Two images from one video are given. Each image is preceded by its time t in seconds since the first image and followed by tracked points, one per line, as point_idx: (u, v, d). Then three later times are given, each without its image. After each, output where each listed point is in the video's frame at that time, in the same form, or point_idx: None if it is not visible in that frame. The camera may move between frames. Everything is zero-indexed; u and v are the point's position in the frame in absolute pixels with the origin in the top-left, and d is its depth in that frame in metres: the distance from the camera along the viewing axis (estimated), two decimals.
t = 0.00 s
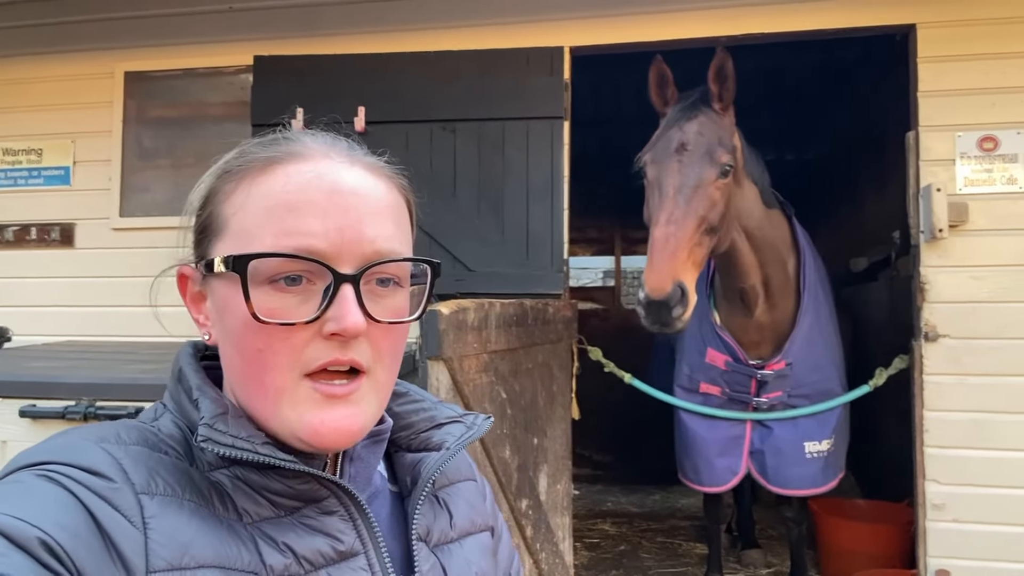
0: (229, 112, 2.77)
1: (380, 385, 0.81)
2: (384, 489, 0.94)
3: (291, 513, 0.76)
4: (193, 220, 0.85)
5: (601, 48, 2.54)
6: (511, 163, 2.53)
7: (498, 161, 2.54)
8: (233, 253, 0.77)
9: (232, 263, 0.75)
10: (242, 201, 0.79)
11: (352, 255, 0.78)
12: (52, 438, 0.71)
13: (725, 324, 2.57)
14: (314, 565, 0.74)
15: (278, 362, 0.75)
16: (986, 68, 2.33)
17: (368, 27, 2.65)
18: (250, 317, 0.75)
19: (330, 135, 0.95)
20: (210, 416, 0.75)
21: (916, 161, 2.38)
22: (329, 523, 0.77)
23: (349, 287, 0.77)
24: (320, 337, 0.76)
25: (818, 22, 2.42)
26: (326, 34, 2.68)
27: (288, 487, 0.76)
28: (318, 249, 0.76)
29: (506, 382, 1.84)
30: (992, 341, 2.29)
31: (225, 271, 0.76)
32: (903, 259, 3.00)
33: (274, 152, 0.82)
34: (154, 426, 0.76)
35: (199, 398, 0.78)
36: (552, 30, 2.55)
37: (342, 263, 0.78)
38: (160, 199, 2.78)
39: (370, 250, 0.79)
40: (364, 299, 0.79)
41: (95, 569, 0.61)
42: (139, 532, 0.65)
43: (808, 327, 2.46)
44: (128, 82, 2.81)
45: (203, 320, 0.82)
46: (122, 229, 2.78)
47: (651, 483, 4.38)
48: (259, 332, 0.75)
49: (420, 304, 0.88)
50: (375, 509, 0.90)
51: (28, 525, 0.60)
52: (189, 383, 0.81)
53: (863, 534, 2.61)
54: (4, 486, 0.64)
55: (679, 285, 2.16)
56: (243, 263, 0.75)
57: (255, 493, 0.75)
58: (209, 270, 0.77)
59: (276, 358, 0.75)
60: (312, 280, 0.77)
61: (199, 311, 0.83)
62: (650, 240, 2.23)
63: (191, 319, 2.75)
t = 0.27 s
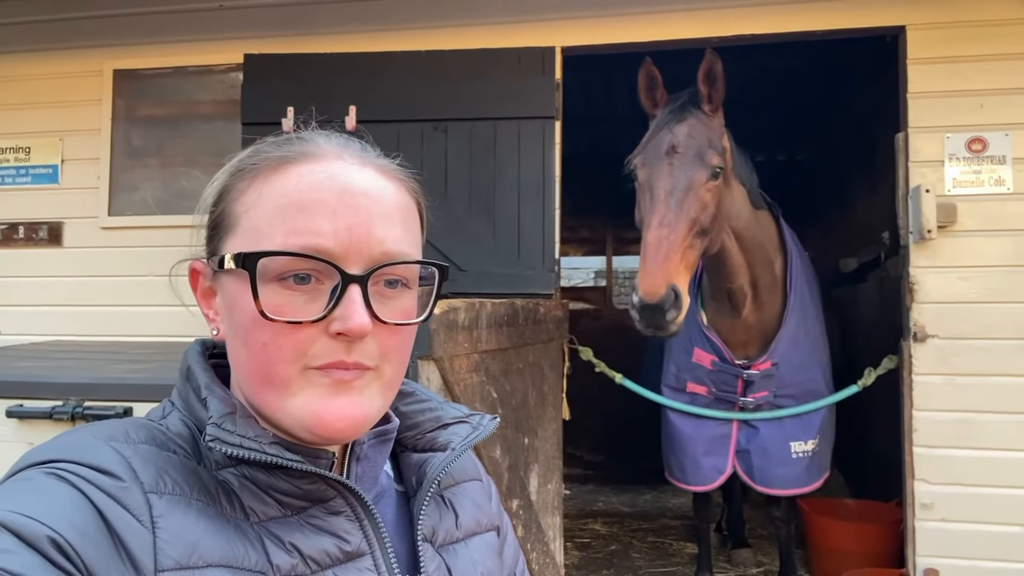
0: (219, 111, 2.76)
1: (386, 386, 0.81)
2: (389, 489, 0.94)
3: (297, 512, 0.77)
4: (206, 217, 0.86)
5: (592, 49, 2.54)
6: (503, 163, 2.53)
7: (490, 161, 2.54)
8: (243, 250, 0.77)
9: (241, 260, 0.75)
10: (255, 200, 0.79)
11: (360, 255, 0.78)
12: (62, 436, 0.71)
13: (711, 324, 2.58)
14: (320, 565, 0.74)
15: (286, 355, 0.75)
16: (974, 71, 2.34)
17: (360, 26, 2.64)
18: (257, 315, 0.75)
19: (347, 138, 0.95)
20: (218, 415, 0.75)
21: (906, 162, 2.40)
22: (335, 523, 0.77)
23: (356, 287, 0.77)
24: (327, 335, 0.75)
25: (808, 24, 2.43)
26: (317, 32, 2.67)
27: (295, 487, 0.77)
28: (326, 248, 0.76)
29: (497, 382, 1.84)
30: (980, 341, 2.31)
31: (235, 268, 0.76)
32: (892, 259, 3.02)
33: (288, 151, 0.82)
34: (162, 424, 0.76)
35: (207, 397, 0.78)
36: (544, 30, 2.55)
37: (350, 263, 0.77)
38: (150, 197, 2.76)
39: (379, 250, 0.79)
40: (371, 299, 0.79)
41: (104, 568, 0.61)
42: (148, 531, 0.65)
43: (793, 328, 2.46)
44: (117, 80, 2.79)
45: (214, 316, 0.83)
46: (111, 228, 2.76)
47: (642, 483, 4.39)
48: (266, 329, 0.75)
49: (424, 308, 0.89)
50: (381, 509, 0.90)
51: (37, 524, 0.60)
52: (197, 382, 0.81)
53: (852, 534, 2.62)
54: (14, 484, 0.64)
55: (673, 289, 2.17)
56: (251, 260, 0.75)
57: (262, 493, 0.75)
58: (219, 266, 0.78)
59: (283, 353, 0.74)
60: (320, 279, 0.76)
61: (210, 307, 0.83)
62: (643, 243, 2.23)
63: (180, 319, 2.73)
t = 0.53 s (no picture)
0: (213, 107, 2.75)
1: (385, 387, 0.80)
2: (396, 491, 0.93)
3: (303, 514, 0.76)
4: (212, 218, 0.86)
5: (588, 46, 2.53)
6: (499, 161, 2.52)
7: (486, 159, 2.53)
8: (243, 248, 0.77)
9: (240, 258, 0.75)
10: (256, 200, 0.79)
11: (359, 254, 0.77)
12: (69, 438, 0.71)
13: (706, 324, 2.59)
14: (326, 568, 0.74)
15: (283, 356, 0.74)
16: (970, 69, 2.34)
17: (355, 22, 2.63)
18: (255, 313, 0.75)
19: (355, 139, 0.95)
20: (225, 417, 0.75)
21: (901, 160, 2.39)
22: (341, 525, 0.77)
23: (355, 286, 0.76)
24: (324, 335, 0.75)
25: (804, 22, 2.43)
26: (312, 29, 2.66)
27: (301, 489, 0.76)
28: (324, 247, 0.76)
29: (492, 380, 1.84)
30: (975, 340, 2.31)
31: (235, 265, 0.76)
32: (888, 257, 3.02)
33: (292, 151, 0.82)
34: (169, 425, 0.76)
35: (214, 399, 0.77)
36: (539, 27, 2.54)
37: (348, 262, 0.77)
38: (144, 194, 2.75)
39: (378, 250, 0.78)
40: (370, 299, 0.78)
41: (110, 568, 0.61)
42: (154, 532, 0.65)
43: (788, 324, 2.46)
44: (110, 76, 2.78)
45: (220, 315, 0.82)
46: (105, 225, 2.75)
47: (638, 481, 4.39)
48: (264, 327, 0.74)
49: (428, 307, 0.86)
50: (387, 511, 0.89)
51: (44, 526, 0.60)
52: (204, 383, 0.80)
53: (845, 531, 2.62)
54: (22, 486, 0.64)
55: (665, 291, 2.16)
56: (250, 258, 0.75)
57: (268, 495, 0.75)
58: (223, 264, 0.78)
59: (279, 353, 0.74)
60: (319, 278, 0.76)
61: (218, 306, 0.83)
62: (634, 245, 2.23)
63: (174, 316, 2.72)
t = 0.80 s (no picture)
0: (207, 103, 2.74)
1: (385, 388, 0.79)
2: (398, 492, 0.93)
3: (306, 515, 0.75)
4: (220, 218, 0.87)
5: (585, 42, 2.52)
6: (494, 157, 2.51)
7: (481, 156, 2.52)
8: (245, 245, 0.76)
9: (241, 254, 0.75)
10: (259, 198, 0.79)
11: (358, 253, 0.77)
12: (71, 438, 0.70)
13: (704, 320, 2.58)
14: (328, 568, 0.73)
15: (281, 350, 0.73)
16: (966, 66, 2.34)
17: (349, 18, 2.62)
18: (254, 310, 0.74)
19: (361, 140, 0.95)
20: (228, 417, 0.74)
21: (897, 157, 2.39)
22: (344, 526, 0.76)
23: (352, 285, 0.76)
24: (322, 333, 0.74)
25: (801, 19, 2.42)
26: (307, 24, 2.64)
27: (304, 489, 0.75)
28: (323, 244, 0.75)
29: (488, 378, 1.83)
30: (970, 337, 2.31)
31: (235, 261, 0.75)
32: (884, 254, 3.03)
33: (298, 151, 0.82)
34: (170, 425, 0.75)
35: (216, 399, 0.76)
36: (535, 23, 2.53)
37: (348, 261, 0.76)
38: (138, 191, 2.74)
39: (378, 250, 0.78)
40: (368, 299, 0.77)
41: (112, 568, 0.60)
42: (156, 533, 0.64)
43: (786, 322, 2.46)
44: (103, 71, 2.76)
45: (225, 312, 0.82)
46: (98, 222, 2.74)
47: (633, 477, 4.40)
48: (263, 324, 0.74)
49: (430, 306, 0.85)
50: (390, 512, 0.89)
51: (46, 526, 0.59)
52: (206, 382, 0.80)
53: (840, 528, 2.63)
54: (23, 485, 0.63)
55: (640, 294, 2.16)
56: (250, 254, 0.74)
57: (271, 496, 0.74)
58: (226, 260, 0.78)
59: (278, 348, 0.73)
60: (318, 275, 0.75)
61: (224, 304, 0.82)
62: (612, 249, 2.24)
63: (168, 313, 2.71)
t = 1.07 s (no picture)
0: (202, 102, 2.73)
1: (385, 387, 0.79)
2: (400, 492, 0.93)
3: (307, 514, 0.75)
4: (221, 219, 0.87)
5: (580, 41, 2.52)
6: (489, 157, 2.51)
7: (476, 155, 2.52)
8: (244, 245, 0.76)
9: (239, 254, 0.74)
10: (258, 198, 0.79)
11: (356, 253, 0.76)
12: (72, 436, 0.69)
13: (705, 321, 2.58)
14: (329, 568, 0.73)
15: (280, 350, 0.73)
16: (960, 66, 2.34)
17: (345, 17, 2.61)
18: (253, 310, 0.74)
19: (360, 139, 0.94)
20: (230, 416, 0.74)
21: (892, 157, 2.40)
22: (345, 526, 0.76)
23: (351, 284, 0.75)
24: (320, 332, 0.74)
25: (796, 18, 2.42)
26: (302, 22, 2.64)
27: (305, 489, 0.75)
28: (322, 243, 0.75)
29: (483, 377, 1.83)
30: (965, 337, 2.31)
31: (234, 261, 0.75)
32: (879, 254, 3.03)
33: (297, 151, 0.82)
34: (172, 424, 0.75)
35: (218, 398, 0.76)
36: (531, 22, 2.52)
37: (347, 260, 0.76)
38: (132, 190, 2.73)
39: (377, 249, 0.77)
40: (367, 297, 0.77)
41: (113, 567, 0.59)
42: (157, 532, 0.64)
43: (786, 322, 2.46)
44: (97, 69, 2.75)
45: (227, 312, 0.82)
46: (92, 221, 2.73)
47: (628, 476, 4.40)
48: (262, 324, 0.73)
49: (431, 300, 0.84)
50: (392, 513, 0.88)
51: (46, 524, 0.58)
52: (208, 382, 0.79)
53: (836, 527, 2.63)
54: (25, 483, 0.63)
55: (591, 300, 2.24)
56: (248, 254, 0.74)
57: (273, 495, 0.74)
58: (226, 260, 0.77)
59: (277, 346, 0.73)
60: (317, 275, 0.75)
61: (226, 304, 0.82)
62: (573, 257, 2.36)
63: (163, 312, 2.70)
